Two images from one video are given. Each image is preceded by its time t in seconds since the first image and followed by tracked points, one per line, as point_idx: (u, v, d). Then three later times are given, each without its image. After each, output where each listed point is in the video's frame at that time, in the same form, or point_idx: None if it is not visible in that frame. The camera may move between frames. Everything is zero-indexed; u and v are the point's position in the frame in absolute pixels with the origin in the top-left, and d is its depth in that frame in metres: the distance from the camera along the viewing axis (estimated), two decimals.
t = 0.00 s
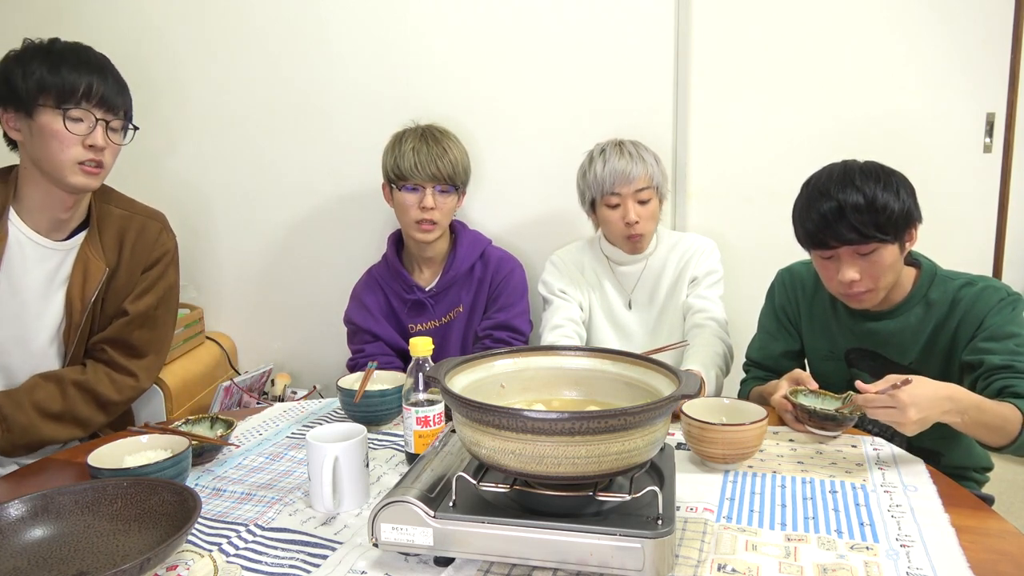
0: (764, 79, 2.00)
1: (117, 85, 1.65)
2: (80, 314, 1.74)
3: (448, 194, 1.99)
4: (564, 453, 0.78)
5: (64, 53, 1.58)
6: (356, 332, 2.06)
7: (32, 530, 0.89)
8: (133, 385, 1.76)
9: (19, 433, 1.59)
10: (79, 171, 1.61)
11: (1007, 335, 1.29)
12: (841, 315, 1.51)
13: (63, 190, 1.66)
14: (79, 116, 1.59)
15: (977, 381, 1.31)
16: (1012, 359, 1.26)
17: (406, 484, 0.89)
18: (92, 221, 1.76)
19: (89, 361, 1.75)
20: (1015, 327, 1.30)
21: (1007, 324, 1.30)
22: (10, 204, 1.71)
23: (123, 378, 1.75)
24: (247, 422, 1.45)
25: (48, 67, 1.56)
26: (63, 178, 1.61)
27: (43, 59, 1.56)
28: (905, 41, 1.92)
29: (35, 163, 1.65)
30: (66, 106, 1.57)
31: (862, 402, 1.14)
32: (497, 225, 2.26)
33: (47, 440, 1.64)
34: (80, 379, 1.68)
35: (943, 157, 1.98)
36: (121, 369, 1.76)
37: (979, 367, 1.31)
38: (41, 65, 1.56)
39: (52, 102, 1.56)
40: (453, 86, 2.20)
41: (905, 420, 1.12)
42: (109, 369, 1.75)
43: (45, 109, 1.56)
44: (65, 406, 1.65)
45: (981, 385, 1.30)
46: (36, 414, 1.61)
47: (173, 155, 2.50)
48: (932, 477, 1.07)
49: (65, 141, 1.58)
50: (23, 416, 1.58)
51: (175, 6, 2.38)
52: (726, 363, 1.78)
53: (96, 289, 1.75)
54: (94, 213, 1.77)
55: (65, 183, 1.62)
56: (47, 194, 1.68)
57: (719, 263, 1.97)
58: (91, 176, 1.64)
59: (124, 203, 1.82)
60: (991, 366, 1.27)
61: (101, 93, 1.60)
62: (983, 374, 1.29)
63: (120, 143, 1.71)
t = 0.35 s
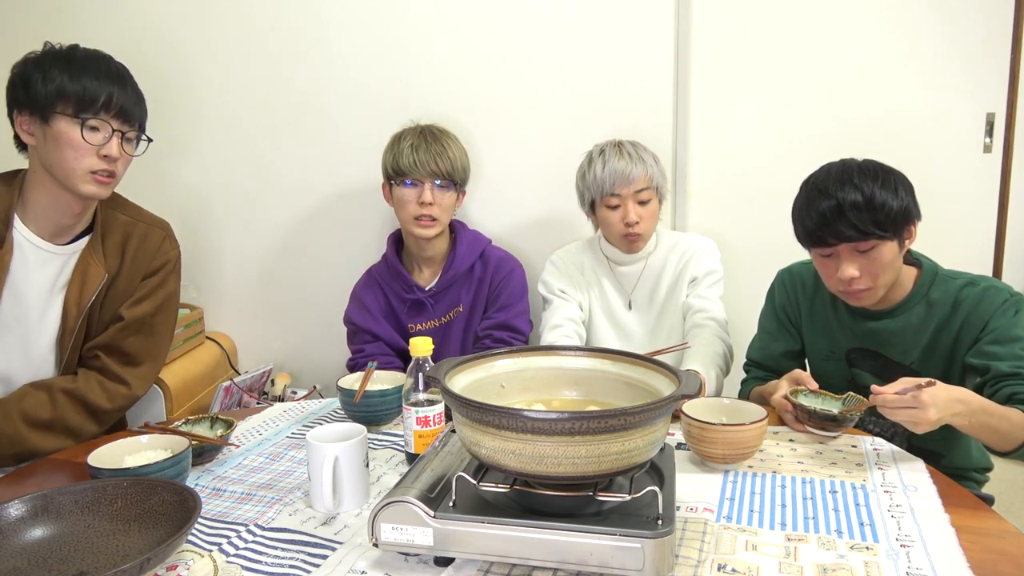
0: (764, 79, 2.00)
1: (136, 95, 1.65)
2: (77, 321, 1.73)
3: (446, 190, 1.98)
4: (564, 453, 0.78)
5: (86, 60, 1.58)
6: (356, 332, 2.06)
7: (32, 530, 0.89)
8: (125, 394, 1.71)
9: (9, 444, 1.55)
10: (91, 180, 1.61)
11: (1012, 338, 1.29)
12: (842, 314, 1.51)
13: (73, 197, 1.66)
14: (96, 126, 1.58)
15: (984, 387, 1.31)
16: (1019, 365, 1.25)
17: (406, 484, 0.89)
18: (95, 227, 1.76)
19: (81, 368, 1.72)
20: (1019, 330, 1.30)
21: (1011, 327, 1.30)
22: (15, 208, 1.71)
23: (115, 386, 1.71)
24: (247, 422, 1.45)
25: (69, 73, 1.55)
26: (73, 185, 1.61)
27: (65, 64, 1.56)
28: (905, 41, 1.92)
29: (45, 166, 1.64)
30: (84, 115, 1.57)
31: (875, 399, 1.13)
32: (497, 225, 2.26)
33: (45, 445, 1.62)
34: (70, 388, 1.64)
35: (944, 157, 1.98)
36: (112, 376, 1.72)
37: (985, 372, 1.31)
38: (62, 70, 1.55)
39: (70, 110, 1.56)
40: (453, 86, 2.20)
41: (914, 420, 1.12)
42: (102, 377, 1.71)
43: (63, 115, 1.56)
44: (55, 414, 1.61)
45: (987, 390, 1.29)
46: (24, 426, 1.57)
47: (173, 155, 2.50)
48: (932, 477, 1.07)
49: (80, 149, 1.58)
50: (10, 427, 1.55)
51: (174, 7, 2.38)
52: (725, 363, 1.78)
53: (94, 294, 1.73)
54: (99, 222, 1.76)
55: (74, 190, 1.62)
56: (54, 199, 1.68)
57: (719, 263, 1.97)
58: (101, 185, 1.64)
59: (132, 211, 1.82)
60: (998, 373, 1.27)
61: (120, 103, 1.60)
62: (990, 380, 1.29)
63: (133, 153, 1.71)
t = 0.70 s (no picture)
0: (764, 79, 2.00)
1: (160, 112, 1.65)
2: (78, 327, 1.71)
3: (443, 185, 1.98)
4: (564, 453, 0.78)
5: (115, 75, 1.58)
6: (356, 332, 2.06)
7: (32, 530, 0.89)
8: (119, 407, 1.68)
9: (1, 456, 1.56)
10: (107, 196, 1.61)
11: (1016, 343, 1.28)
12: (842, 315, 1.51)
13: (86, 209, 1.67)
14: (118, 143, 1.59)
15: (989, 393, 1.31)
16: None
17: (406, 484, 0.89)
18: (102, 234, 1.75)
19: (76, 378, 1.69)
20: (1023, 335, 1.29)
21: (1015, 331, 1.29)
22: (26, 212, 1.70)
23: (110, 399, 1.67)
24: (247, 422, 1.45)
25: (98, 87, 1.55)
26: (88, 199, 1.61)
27: (94, 78, 1.55)
28: (905, 41, 1.92)
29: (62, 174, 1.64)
30: (108, 132, 1.57)
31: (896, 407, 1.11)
32: (497, 225, 2.26)
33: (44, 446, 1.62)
34: (64, 400, 1.61)
35: (943, 157, 1.98)
36: (107, 388, 1.68)
37: (990, 379, 1.30)
38: (91, 84, 1.55)
39: (94, 125, 1.56)
40: (453, 86, 2.20)
41: (924, 423, 1.11)
42: (96, 388, 1.68)
43: (87, 129, 1.56)
44: (47, 428, 1.60)
45: (993, 397, 1.29)
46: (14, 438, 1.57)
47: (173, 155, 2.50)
48: (932, 477, 1.07)
49: (100, 165, 1.58)
50: None
51: (175, 7, 2.38)
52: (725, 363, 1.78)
53: (96, 303, 1.72)
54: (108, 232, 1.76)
55: (88, 203, 1.62)
56: (68, 207, 1.69)
57: (719, 263, 1.97)
58: (116, 201, 1.64)
59: (140, 220, 1.81)
60: (1004, 381, 1.27)
61: (144, 122, 1.60)
62: (995, 387, 1.29)
63: (150, 168, 1.71)
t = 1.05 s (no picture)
0: (764, 79, 2.00)
1: (165, 106, 1.65)
2: (77, 324, 1.72)
3: (442, 184, 1.98)
4: (564, 453, 0.78)
5: (123, 66, 1.59)
6: (356, 332, 2.06)
7: (32, 530, 0.89)
8: (117, 411, 1.68)
9: None
10: (109, 183, 1.60)
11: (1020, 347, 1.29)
12: (842, 315, 1.51)
13: (89, 200, 1.65)
14: (123, 132, 1.59)
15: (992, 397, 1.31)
16: None
17: (406, 484, 0.89)
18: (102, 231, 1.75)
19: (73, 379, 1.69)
20: None
21: (1018, 335, 1.30)
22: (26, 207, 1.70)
23: (107, 402, 1.67)
24: (247, 422, 1.45)
25: (105, 77, 1.56)
26: (90, 186, 1.59)
27: (102, 68, 1.57)
28: (904, 41, 1.92)
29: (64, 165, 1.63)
30: (113, 120, 1.57)
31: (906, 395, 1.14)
32: (496, 225, 2.26)
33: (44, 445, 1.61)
34: (61, 399, 1.61)
35: (943, 157, 1.98)
36: (105, 391, 1.68)
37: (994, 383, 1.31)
38: (98, 74, 1.56)
39: (100, 113, 1.56)
40: (452, 86, 2.20)
41: (934, 412, 1.13)
42: (93, 390, 1.68)
43: (92, 117, 1.56)
44: (42, 424, 1.59)
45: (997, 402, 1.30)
46: (8, 433, 1.56)
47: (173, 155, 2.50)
48: (931, 477, 1.07)
49: (104, 152, 1.57)
50: None
51: (175, 7, 2.38)
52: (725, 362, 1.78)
53: (96, 299, 1.72)
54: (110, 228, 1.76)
55: (90, 192, 1.60)
56: (69, 200, 1.68)
57: (719, 263, 1.97)
58: (118, 190, 1.62)
59: (140, 217, 1.81)
60: (1007, 387, 1.27)
61: (150, 112, 1.61)
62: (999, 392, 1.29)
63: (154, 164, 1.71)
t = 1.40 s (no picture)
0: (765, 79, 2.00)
1: (138, 102, 1.65)
2: (65, 327, 1.71)
3: (443, 184, 1.97)
4: (564, 453, 0.78)
5: (90, 64, 1.58)
6: (356, 332, 2.06)
7: (32, 530, 0.89)
8: (111, 412, 1.71)
9: None
10: (86, 182, 1.60)
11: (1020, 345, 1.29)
12: (843, 315, 1.51)
13: (66, 200, 1.64)
14: (95, 129, 1.58)
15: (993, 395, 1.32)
16: None
17: (406, 484, 0.89)
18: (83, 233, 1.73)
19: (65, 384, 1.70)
20: None
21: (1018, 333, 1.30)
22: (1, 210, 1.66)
23: (100, 403, 1.70)
24: (246, 422, 1.45)
25: (73, 76, 1.55)
26: (67, 186, 1.59)
27: (68, 67, 1.56)
28: (905, 42, 1.92)
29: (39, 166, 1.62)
30: (85, 118, 1.56)
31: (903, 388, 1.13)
32: (496, 225, 2.26)
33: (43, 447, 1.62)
34: (55, 407, 1.62)
35: (944, 157, 1.98)
36: (97, 393, 1.70)
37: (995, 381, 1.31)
38: (65, 73, 1.55)
39: (70, 111, 1.55)
40: (453, 86, 2.20)
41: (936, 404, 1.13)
42: (85, 392, 1.70)
43: (63, 116, 1.55)
44: (38, 435, 1.61)
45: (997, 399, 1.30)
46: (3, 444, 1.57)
47: (172, 155, 2.49)
48: (931, 476, 1.07)
49: (78, 150, 1.57)
50: None
51: (174, 7, 2.38)
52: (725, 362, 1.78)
53: (82, 303, 1.72)
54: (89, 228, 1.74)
55: (67, 191, 1.60)
56: (45, 200, 1.65)
57: (719, 263, 1.97)
58: (95, 188, 1.62)
59: (117, 216, 1.79)
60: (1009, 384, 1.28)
61: (121, 109, 1.60)
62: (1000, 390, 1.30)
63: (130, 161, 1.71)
